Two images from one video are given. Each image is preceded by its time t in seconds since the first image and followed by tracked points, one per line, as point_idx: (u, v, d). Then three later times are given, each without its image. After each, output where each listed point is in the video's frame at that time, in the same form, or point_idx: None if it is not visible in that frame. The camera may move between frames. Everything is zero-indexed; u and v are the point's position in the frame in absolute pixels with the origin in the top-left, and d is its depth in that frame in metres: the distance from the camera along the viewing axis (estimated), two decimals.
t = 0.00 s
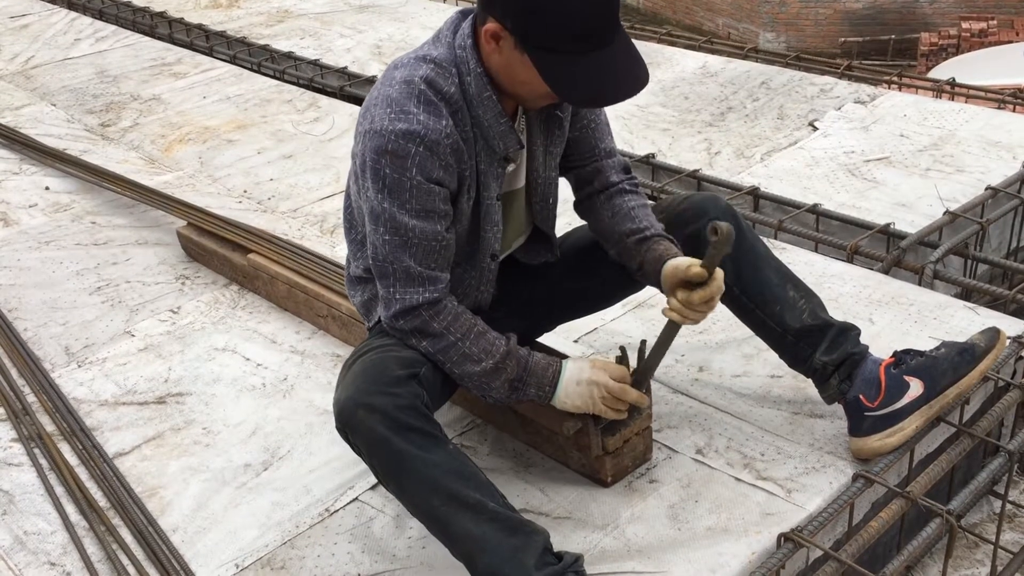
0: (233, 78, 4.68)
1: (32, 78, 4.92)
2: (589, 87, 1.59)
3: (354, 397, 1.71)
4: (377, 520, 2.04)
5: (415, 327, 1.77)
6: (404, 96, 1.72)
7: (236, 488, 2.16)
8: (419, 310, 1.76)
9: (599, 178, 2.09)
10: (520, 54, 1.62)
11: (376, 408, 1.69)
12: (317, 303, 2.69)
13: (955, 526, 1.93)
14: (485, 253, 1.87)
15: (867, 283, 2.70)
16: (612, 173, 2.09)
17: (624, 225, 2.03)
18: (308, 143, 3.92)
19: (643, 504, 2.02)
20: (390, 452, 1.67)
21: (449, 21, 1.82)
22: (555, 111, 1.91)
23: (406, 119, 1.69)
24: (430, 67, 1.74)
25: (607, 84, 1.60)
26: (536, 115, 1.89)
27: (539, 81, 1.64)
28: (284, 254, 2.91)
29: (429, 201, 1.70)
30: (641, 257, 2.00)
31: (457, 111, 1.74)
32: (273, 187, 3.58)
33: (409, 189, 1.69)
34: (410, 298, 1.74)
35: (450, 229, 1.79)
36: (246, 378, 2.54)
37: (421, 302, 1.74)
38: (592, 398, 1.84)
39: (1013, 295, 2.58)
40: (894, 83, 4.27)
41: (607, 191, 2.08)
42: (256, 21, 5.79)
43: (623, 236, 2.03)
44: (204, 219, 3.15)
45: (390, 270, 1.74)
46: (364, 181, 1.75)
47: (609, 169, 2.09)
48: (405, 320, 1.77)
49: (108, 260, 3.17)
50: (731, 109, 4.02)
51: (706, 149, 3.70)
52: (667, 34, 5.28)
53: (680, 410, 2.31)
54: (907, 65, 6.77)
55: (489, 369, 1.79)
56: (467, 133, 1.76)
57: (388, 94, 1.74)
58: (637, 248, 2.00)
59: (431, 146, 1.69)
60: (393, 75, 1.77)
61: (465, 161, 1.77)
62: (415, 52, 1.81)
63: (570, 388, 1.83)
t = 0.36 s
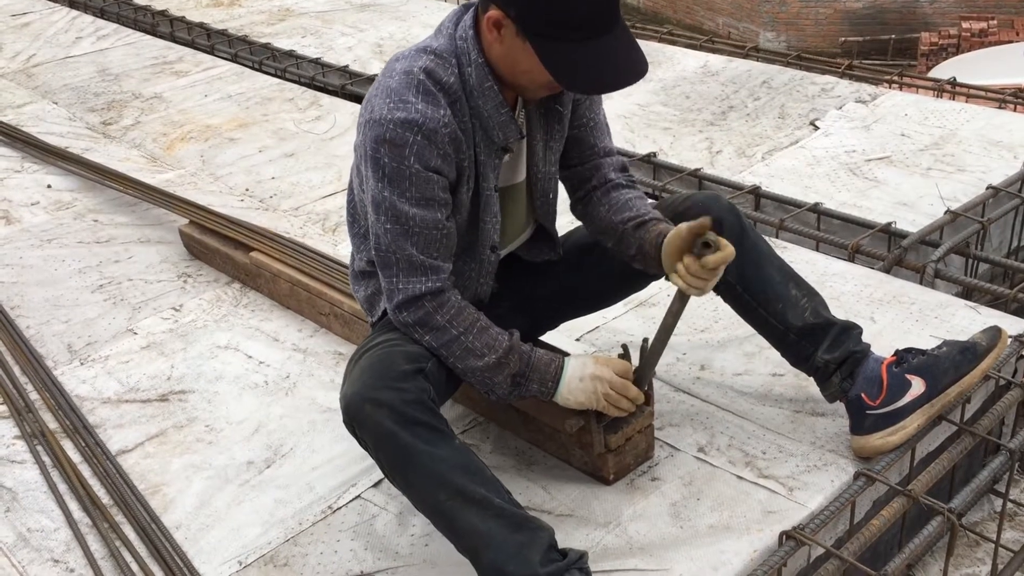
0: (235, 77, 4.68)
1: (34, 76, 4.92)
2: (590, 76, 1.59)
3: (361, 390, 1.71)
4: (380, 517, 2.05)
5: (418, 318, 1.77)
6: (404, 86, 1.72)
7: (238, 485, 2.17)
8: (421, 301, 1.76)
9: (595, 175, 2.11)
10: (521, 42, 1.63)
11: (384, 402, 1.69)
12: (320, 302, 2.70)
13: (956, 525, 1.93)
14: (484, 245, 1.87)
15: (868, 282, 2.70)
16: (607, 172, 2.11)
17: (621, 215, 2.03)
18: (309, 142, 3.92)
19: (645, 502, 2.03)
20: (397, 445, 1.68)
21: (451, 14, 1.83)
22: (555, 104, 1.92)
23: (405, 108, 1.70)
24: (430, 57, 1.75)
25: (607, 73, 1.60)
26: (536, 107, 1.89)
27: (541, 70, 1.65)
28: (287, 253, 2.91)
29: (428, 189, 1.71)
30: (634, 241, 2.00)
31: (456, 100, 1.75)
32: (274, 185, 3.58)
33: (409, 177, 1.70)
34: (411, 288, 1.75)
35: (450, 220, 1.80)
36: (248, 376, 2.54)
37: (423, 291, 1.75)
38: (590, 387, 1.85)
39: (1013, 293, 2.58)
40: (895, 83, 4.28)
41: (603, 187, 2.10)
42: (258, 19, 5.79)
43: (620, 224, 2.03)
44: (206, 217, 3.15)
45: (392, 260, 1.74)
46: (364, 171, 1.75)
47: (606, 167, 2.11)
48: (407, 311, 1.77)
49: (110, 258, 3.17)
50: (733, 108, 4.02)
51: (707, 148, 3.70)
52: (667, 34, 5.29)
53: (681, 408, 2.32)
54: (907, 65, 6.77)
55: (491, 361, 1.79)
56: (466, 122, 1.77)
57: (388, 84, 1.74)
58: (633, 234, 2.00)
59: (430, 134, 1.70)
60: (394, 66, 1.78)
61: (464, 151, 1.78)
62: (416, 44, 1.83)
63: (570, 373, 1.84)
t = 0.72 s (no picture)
0: (232, 68, 4.66)
1: (31, 67, 4.90)
2: (580, 74, 1.58)
3: (361, 384, 1.71)
4: (379, 509, 2.05)
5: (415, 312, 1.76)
6: (399, 80, 1.72)
7: (237, 477, 2.17)
8: (419, 296, 1.75)
9: (601, 161, 2.10)
10: (512, 40, 1.63)
11: (382, 396, 1.69)
12: (318, 293, 2.69)
13: (956, 517, 1.93)
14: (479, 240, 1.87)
15: (868, 275, 2.70)
16: (613, 158, 2.10)
17: (631, 200, 2.03)
18: (307, 133, 3.91)
19: (644, 494, 2.03)
20: (395, 440, 1.68)
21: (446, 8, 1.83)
22: (548, 99, 1.91)
23: (400, 102, 1.70)
24: (425, 52, 1.75)
25: (599, 71, 1.59)
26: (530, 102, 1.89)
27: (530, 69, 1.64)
28: (286, 245, 2.90)
29: (424, 184, 1.70)
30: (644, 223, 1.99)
31: (451, 95, 1.74)
32: (273, 177, 3.57)
33: (405, 171, 1.69)
34: (409, 282, 1.74)
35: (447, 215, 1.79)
36: (247, 368, 2.54)
37: (421, 286, 1.74)
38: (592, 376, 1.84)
39: (1013, 287, 2.58)
40: (894, 76, 4.27)
41: (609, 173, 2.09)
42: (256, 10, 5.77)
43: (630, 207, 2.02)
44: (204, 209, 3.14)
45: (390, 255, 1.74)
46: (359, 166, 1.75)
47: (612, 155, 2.10)
48: (405, 306, 1.76)
49: (108, 249, 3.16)
50: (732, 100, 4.01)
51: (707, 141, 3.69)
52: (666, 26, 5.27)
53: (681, 401, 2.32)
54: (905, 58, 6.74)
55: (489, 355, 1.78)
56: (460, 117, 1.77)
57: (383, 78, 1.74)
58: (644, 214, 1.99)
59: (425, 129, 1.69)
60: (389, 60, 1.78)
61: (460, 146, 1.77)
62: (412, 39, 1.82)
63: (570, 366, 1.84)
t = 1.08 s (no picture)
0: (227, 64, 4.65)
1: (24, 62, 4.89)
2: (562, 58, 1.58)
3: (359, 379, 1.70)
4: (373, 506, 2.05)
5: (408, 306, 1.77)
6: (385, 74, 1.72)
7: (232, 474, 2.16)
8: (411, 289, 1.75)
9: (581, 158, 2.11)
10: (494, 25, 1.62)
11: (379, 392, 1.69)
12: (313, 290, 2.69)
13: (949, 515, 1.94)
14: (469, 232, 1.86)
15: (863, 273, 2.70)
16: (594, 155, 2.11)
17: (612, 195, 2.04)
18: (302, 130, 3.90)
19: (639, 492, 2.03)
20: (392, 435, 1.68)
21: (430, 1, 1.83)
22: (535, 92, 1.90)
23: (386, 96, 1.70)
24: (410, 45, 1.75)
25: (579, 56, 1.59)
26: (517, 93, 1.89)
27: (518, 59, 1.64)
28: (281, 241, 2.89)
29: (413, 176, 1.71)
30: (624, 217, 2.01)
31: (436, 86, 1.75)
32: (268, 173, 3.57)
33: (393, 164, 1.69)
34: (401, 275, 1.74)
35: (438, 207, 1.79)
36: (242, 365, 2.54)
37: (412, 279, 1.74)
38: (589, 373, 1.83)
39: (1007, 284, 2.59)
40: (889, 74, 4.28)
41: (590, 169, 2.11)
42: (251, 7, 5.76)
43: (611, 203, 2.04)
44: (198, 205, 3.13)
45: (381, 248, 1.74)
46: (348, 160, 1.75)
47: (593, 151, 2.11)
48: (399, 299, 1.76)
49: (103, 246, 3.16)
50: (727, 98, 4.02)
51: (702, 139, 3.70)
52: (662, 23, 5.27)
53: (676, 398, 2.32)
54: (900, 57, 6.76)
55: (483, 348, 1.78)
56: (448, 109, 1.77)
57: (369, 72, 1.74)
58: (624, 209, 2.01)
59: (412, 122, 1.70)
60: (375, 55, 1.78)
61: (447, 138, 1.78)
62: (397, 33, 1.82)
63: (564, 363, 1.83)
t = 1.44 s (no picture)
0: (224, 72, 4.66)
1: (22, 70, 4.89)
2: None
3: (376, 378, 1.69)
4: (369, 514, 2.05)
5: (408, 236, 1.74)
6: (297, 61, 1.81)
7: (228, 482, 2.16)
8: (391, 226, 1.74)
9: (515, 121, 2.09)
10: None
11: (398, 391, 1.67)
12: (310, 298, 2.69)
13: (946, 523, 1.94)
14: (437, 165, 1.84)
15: (858, 280, 2.71)
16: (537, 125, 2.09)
17: (557, 168, 2.03)
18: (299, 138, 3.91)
19: (635, 499, 2.03)
20: (408, 435, 1.66)
21: None
22: (454, 51, 1.96)
23: (297, 77, 1.78)
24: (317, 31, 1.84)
25: None
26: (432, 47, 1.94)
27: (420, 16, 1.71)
28: (277, 249, 2.89)
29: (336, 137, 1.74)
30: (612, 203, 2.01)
31: (347, 49, 1.79)
32: (265, 181, 3.57)
33: (324, 121, 1.74)
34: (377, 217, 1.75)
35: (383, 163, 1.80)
36: (238, 373, 2.54)
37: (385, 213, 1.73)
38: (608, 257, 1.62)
39: (1002, 292, 2.59)
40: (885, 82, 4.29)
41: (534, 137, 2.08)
42: (248, 15, 5.77)
43: (557, 175, 2.03)
44: (195, 213, 3.13)
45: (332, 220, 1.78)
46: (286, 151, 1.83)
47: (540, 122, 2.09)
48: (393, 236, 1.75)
49: (99, 254, 3.16)
50: (723, 106, 4.03)
51: (698, 146, 3.70)
52: (659, 31, 5.29)
53: (672, 406, 2.32)
54: (896, 64, 6.77)
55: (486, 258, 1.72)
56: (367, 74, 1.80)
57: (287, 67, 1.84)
58: (575, 181, 2.01)
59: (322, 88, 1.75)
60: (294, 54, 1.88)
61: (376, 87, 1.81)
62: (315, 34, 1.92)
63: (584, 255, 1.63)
